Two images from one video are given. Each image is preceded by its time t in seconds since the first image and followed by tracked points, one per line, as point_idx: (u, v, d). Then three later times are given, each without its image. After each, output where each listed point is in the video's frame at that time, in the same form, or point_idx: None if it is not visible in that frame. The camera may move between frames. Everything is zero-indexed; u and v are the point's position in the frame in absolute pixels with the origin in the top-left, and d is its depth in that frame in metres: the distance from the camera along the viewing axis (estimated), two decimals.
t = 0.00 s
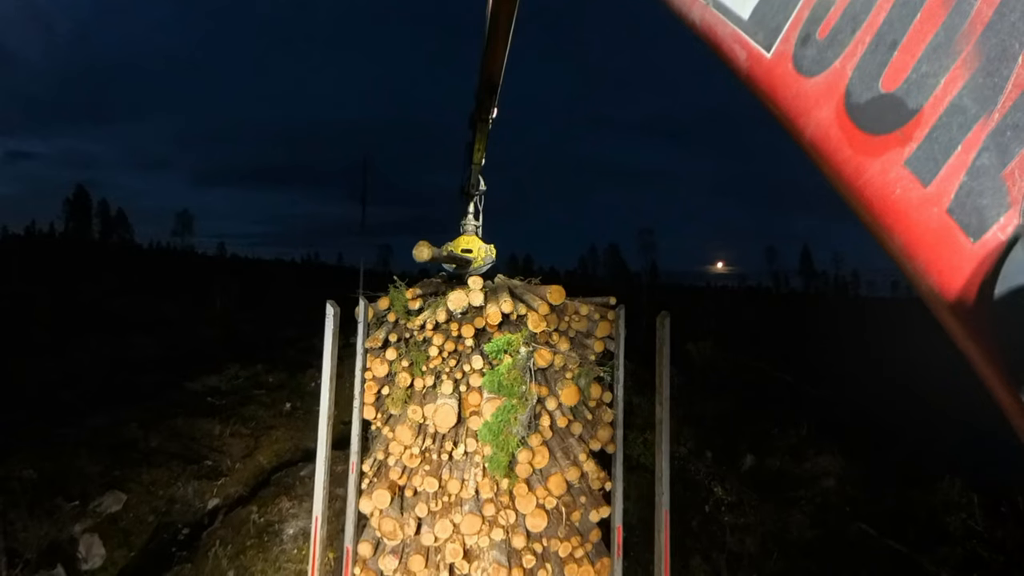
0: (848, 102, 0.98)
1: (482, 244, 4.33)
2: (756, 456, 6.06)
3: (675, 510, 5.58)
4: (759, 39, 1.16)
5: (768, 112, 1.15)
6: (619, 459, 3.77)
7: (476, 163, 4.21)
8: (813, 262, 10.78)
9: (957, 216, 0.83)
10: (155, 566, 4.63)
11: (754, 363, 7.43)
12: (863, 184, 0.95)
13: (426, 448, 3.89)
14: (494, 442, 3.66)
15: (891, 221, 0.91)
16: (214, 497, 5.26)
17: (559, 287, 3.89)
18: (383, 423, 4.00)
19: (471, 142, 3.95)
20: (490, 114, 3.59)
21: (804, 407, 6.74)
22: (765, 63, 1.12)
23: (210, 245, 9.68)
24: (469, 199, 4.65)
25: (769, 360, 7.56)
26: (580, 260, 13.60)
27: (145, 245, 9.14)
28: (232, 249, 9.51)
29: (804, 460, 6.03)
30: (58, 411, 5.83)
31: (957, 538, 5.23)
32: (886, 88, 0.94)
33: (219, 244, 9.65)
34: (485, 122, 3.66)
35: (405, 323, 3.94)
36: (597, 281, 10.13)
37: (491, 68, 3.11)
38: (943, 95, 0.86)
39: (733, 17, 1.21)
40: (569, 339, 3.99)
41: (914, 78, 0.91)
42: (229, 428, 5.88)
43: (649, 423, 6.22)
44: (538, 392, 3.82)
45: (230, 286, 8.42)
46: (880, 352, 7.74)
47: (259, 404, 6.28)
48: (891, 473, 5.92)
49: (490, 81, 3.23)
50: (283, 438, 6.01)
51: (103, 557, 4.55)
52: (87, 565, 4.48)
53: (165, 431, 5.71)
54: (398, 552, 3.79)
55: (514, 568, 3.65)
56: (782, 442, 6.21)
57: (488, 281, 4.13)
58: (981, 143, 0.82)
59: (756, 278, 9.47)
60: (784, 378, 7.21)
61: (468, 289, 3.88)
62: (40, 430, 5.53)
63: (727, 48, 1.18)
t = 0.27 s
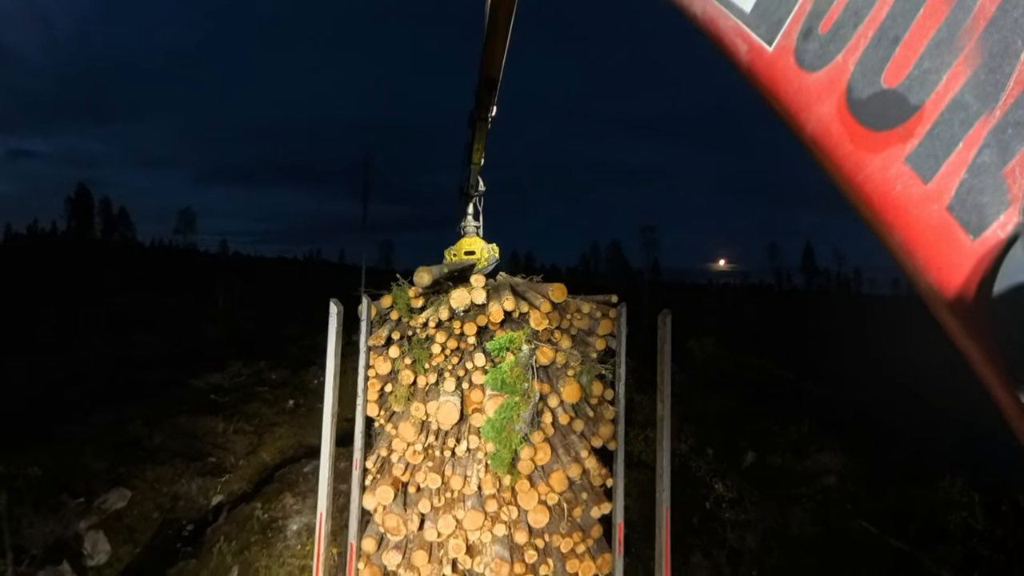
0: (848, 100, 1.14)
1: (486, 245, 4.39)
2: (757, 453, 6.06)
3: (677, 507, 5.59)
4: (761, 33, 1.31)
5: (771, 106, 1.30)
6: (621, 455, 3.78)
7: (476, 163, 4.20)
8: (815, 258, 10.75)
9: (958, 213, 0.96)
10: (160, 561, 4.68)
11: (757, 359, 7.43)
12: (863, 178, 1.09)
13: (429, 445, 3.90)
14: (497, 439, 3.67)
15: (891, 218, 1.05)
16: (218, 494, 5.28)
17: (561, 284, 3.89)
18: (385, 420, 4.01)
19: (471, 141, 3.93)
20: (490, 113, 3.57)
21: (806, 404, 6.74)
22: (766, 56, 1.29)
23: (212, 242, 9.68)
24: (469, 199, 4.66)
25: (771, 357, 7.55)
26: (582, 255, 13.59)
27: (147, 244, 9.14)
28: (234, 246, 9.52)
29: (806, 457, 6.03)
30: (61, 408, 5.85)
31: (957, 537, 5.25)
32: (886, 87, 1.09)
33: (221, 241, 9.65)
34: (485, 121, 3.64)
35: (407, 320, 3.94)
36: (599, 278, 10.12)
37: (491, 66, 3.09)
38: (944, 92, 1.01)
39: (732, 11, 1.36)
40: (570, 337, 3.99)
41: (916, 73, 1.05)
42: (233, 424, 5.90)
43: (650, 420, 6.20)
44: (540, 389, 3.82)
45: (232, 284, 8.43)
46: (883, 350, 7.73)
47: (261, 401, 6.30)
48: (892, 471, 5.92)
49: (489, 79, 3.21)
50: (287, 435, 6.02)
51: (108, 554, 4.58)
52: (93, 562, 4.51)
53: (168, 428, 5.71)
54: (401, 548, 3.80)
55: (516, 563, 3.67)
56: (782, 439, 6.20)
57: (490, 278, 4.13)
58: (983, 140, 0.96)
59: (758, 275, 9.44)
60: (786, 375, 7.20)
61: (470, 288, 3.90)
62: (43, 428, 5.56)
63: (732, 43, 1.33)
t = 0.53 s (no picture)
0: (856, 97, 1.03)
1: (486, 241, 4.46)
2: (758, 451, 6.05)
3: (678, 504, 5.60)
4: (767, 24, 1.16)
5: (774, 98, 1.17)
6: (621, 453, 3.79)
7: (480, 159, 4.20)
8: (818, 257, 10.71)
9: (965, 210, 0.91)
10: (163, 557, 4.70)
11: (758, 358, 7.42)
12: (870, 177, 1.01)
13: (430, 442, 3.91)
14: (498, 436, 3.68)
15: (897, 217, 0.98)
16: (222, 490, 5.30)
17: (562, 283, 3.88)
18: (387, 418, 4.02)
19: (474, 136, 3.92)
20: (493, 107, 3.56)
21: (807, 402, 6.73)
22: (774, 48, 1.14)
23: (214, 240, 9.69)
24: (473, 195, 4.64)
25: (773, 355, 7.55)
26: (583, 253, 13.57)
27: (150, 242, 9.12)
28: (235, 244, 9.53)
29: (807, 455, 6.03)
30: (65, 405, 5.88)
31: (959, 536, 5.23)
32: (894, 81, 1.00)
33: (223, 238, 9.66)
34: (489, 115, 3.63)
35: (409, 319, 3.95)
36: (601, 276, 10.11)
37: (496, 59, 3.08)
38: (952, 86, 0.94)
39: None
40: (571, 335, 3.99)
41: (925, 66, 0.98)
42: (235, 422, 5.91)
43: (651, 418, 6.19)
44: (541, 388, 3.83)
45: (234, 282, 8.44)
46: (885, 348, 7.72)
47: (264, 399, 6.31)
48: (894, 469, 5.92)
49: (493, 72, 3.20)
50: (289, 432, 6.03)
51: (113, 549, 4.63)
52: (97, 558, 4.56)
53: (173, 425, 5.73)
54: (403, 544, 3.82)
55: (517, 559, 3.70)
56: (783, 437, 6.20)
57: (491, 276, 4.12)
58: (991, 136, 0.91)
59: (761, 273, 9.41)
60: (788, 373, 7.19)
61: (471, 286, 3.90)
62: (48, 425, 5.59)
63: (730, 28, 1.19)
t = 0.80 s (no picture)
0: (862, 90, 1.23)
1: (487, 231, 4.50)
2: (759, 449, 6.05)
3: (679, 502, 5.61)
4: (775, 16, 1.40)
5: (788, 96, 1.38)
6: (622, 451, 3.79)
7: (481, 150, 4.20)
8: (820, 254, 10.69)
9: (967, 205, 1.05)
10: (168, 554, 4.74)
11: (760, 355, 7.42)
12: (873, 168, 1.19)
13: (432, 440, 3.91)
14: (499, 434, 3.69)
15: (902, 208, 1.13)
16: (225, 487, 5.32)
17: (564, 282, 3.90)
18: (390, 415, 4.02)
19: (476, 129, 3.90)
20: (495, 97, 3.54)
21: (808, 400, 6.73)
22: (779, 39, 1.40)
23: (215, 237, 9.68)
24: (475, 188, 4.60)
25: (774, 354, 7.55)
26: (585, 250, 13.56)
27: (150, 238, 9.20)
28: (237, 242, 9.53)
29: (807, 453, 6.03)
30: (68, 403, 5.90)
31: (959, 534, 5.23)
32: (901, 74, 1.18)
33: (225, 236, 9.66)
34: (491, 106, 3.62)
35: (411, 317, 3.95)
36: (603, 273, 10.09)
37: (498, 49, 3.07)
38: (958, 81, 1.10)
39: None
40: (572, 333, 3.99)
41: (931, 60, 1.14)
42: (239, 419, 5.92)
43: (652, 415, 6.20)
44: (543, 386, 3.84)
45: (236, 280, 8.46)
46: (886, 346, 7.72)
47: (267, 396, 6.31)
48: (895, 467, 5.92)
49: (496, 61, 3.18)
50: (292, 429, 6.03)
51: (118, 546, 4.69)
52: (102, 554, 4.62)
53: (177, 423, 5.75)
54: (405, 540, 3.83)
55: (518, 555, 3.72)
56: (784, 435, 6.20)
57: (493, 274, 4.13)
58: (997, 132, 1.05)
59: (762, 271, 9.39)
60: (789, 371, 7.19)
61: (473, 285, 3.91)
62: (50, 423, 5.61)
63: (746, 26, 1.43)
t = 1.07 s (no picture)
0: (866, 81, 1.19)
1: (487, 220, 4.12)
2: (759, 447, 6.06)
3: (680, 499, 5.62)
4: (779, 5, 1.34)
5: (788, 85, 1.33)
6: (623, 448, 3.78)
7: (481, 139, 4.14)
8: (822, 251, 10.67)
9: (968, 201, 1.04)
10: (174, 550, 4.75)
11: (761, 353, 7.44)
12: (875, 161, 1.16)
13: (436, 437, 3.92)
14: (501, 431, 3.71)
15: (902, 203, 1.12)
16: (230, 484, 5.35)
17: (566, 281, 3.93)
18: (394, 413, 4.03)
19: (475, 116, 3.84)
20: (494, 84, 3.51)
21: (810, 399, 6.73)
22: (783, 28, 1.33)
23: (218, 235, 9.70)
24: (473, 177, 4.48)
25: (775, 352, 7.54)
26: (587, 248, 13.55)
27: (154, 237, 9.21)
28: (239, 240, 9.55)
29: (807, 451, 6.04)
30: (69, 400, 5.92)
31: (958, 532, 5.21)
32: (905, 66, 1.15)
33: (227, 234, 9.68)
34: (490, 92, 3.60)
35: (414, 316, 3.95)
36: (605, 271, 10.10)
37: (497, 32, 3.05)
38: (962, 75, 1.08)
39: None
40: (574, 332, 3.99)
41: (935, 53, 1.12)
42: (242, 417, 5.94)
43: (653, 413, 6.21)
44: (545, 384, 3.85)
45: (239, 278, 8.49)
46: (889, 345, 7.71)
47: (270, 394, 6.33)
48: (895, 464, 5.92)
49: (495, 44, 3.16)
50: (295, 426, 6.06)
51: (123, 542, 4.68)
52: (108, 551, 4.61)
53: (181, 421, 5.77)
54: (409, 537, 3.84)
55: (520, 551, 3.73)
56: (784, 433, 6.20)
57: (495, 274, 4.18)
58: (999, 128, 1.04)
59: (765, 270, 9.37)
60: (791, 369, 7.20)
61: (475, 285, 3.92)
62: (54, 419, 5.64)
63: (749, 15, 1.37)
